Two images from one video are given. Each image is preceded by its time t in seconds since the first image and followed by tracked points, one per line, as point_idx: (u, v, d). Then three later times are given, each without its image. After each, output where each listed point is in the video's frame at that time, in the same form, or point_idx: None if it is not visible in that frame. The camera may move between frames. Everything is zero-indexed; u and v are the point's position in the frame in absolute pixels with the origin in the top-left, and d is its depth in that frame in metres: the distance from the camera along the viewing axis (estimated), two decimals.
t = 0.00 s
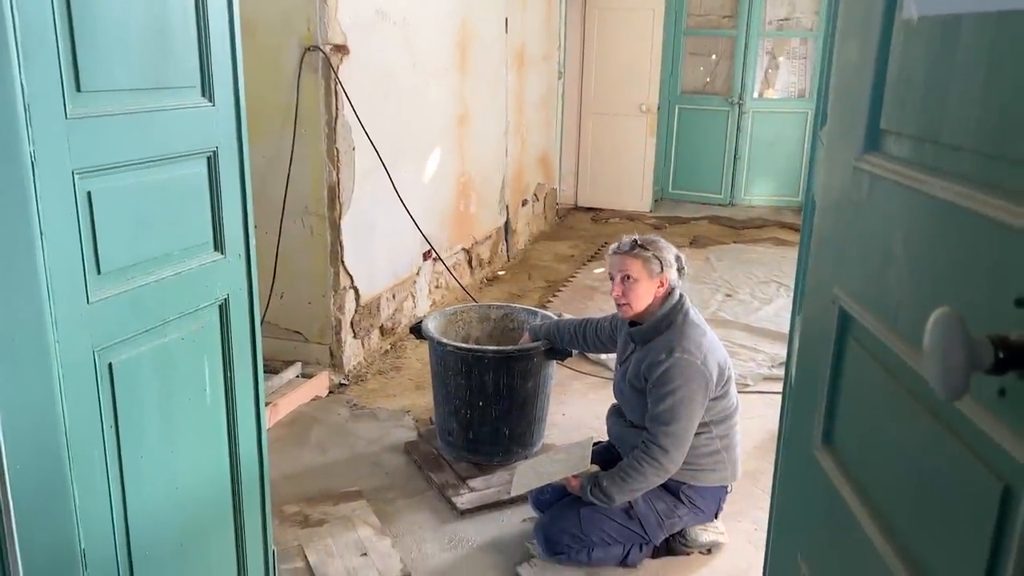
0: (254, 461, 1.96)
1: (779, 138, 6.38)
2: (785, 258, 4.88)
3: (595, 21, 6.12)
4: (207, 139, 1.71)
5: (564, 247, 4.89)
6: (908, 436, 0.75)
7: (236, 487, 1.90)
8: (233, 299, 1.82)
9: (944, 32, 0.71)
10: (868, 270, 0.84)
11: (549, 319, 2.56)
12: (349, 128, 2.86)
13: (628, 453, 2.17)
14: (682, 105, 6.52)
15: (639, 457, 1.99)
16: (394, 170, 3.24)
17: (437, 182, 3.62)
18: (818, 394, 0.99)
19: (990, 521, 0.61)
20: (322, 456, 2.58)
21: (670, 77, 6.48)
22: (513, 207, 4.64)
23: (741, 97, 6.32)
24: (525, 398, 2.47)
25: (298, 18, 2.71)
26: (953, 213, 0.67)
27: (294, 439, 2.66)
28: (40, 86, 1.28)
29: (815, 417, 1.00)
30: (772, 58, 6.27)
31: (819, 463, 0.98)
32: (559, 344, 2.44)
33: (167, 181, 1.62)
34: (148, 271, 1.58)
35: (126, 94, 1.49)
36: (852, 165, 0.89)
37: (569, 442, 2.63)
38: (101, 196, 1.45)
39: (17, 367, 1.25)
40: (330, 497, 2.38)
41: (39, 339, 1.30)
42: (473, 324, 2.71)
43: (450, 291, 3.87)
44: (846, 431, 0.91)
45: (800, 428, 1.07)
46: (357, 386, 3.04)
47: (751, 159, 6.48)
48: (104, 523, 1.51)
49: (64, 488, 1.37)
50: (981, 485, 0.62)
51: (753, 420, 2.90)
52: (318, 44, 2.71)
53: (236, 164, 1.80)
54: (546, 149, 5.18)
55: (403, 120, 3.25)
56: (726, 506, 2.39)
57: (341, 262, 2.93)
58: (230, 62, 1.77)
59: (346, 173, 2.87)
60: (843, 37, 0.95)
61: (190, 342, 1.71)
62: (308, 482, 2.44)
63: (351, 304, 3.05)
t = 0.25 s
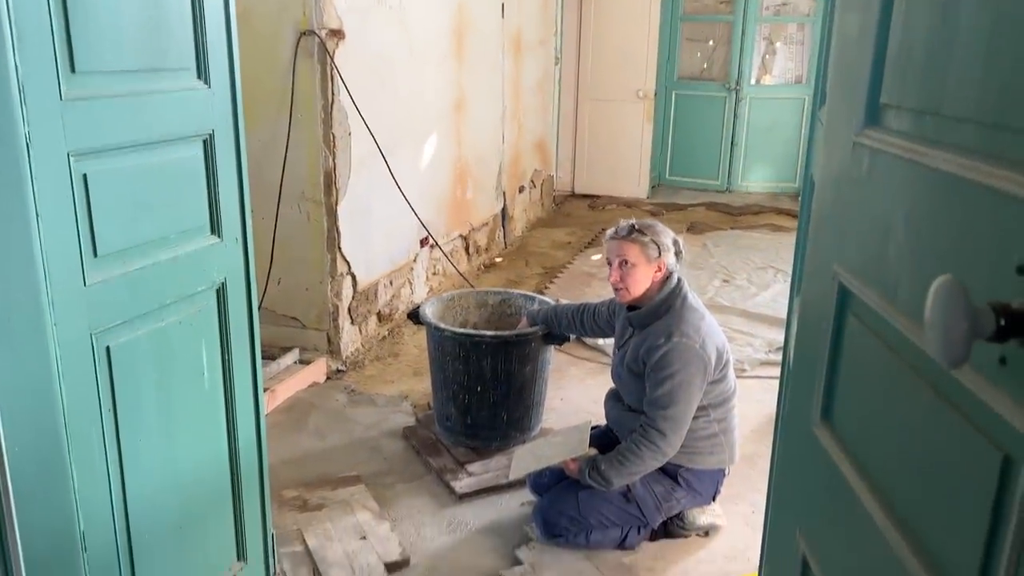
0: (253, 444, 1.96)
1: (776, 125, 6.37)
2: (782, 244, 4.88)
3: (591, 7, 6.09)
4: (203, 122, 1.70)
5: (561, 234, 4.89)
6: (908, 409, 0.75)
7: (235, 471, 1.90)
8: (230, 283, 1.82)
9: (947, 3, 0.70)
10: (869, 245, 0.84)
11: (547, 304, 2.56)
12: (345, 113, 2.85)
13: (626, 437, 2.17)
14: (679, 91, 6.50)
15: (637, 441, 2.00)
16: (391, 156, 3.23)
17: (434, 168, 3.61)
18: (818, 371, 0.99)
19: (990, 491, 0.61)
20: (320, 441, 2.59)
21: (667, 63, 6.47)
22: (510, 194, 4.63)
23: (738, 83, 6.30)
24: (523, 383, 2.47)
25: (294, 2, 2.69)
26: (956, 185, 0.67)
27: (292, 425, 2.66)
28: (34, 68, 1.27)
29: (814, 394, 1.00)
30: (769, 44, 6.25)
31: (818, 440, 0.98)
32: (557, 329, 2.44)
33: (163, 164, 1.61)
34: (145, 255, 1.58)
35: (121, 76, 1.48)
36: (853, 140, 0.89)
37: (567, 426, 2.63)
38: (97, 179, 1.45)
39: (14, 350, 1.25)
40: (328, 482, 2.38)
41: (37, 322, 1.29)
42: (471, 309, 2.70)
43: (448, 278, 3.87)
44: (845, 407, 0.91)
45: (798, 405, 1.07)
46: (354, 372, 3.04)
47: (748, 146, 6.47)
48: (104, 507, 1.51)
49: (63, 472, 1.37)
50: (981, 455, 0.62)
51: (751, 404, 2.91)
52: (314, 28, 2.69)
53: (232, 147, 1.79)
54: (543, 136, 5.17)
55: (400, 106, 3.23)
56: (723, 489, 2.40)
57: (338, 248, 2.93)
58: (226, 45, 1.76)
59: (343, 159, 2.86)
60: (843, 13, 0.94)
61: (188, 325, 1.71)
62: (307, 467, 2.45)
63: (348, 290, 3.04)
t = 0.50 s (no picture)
0: (253, 434, 1.96)
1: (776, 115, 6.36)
2: (782, 234, 4.88)
3: None
4: (201, 111, 1.69)
5: (560, 224, 4.89)
6: (909, 391, 0.75)
7: (236, 460, 1.90)
8: (229, 273, 1.81)
9: None
10: (870, 228, 0.84)
11: (546, 294, 2.56)
12: (343, 103, 2.84)
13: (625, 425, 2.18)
14: (678, 81, 6.49)
15: (636, 429, 2.00)
16: (389, 147, 3.22)
17: (432, 158, 3.60)
18: (819, 355, 1.00)
19: (992, 471, 0.61)
20: (320, 432, 2.59)
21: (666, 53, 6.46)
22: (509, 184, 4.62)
23: (737, 73, 6.29)
24: (522, 372, 2.47)
25: None
26: (957, 166, 0.67)
27: (292, 415, 2.67)
28: (32, 55, 1.27)
29: (815, 378, 1.01)
30: (768, 33, 6.24)
31: (818, 423, 0.99)
32: (556, 319, 2.44)
33: (162, 153, 1.60)
34: (144, 243, 1.57)
35: (119, 64, 1.47)
36: (854, 124, 0.88)
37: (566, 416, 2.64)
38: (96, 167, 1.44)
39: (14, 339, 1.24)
40: (329, 471, 2.39)
41: (37, 311, 1.29)
42: (470, 299, 2.70)
43: (447, 268, 3.87)
44: (846, 390, 0.92)
45: (799, 390, 1.07)
46: (354, 362, 3.04)
47: (747, 136, 6.46)
48: (105, 495, 1.52)
49: (64, 460, 1.37)
50: (982, 436, 0.63)
51: (750, 394, 2.91)
52: (312, 18, 2.68)
53: (230, 136, 1.79)
54: (542, 126, 5.16)
55: (398, 96, 3.23)
56: (723, 478, 2.41)
57: (337, 239, 2.92)
58: (224, 33, 1.75)
59: (341, 149, 2.85)
60: None
61: (187, 314, 1.70)
62: (307, 457, 2.45)
63: (347, 281, 3.04)
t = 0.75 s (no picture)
0: (255, 426, 1.97)
1: (776, 106, 6.35)
2: (782, 227, 4.88)
3: None
4: (201, 104, 1.69)
5: (560, 217, 4.89)
6: (909, 383, 0.76)
7: (238, 453, 1.91)
8: (230, 266, 1.82)
9: None
10: (870, 220, 0.84)
11: (546, 287, 2.56)
12: (343, 96, 2.84)
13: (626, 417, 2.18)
14: (678, 73, 6.48)
15: (636, 421, 2.01)
16: (389, 140, 3.22)
17: (432, 151, 3.60)
18: (819, 347, 1.00)
19: (990, 461, 0.62)
20: (321, 424, 2.60)
21: (666, 45, 6.45)
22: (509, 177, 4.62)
23: (737, 64, 6.27)
24: (523, 365, 2.48)
25: None
26: (957, 158, 0.67)
27: (293, 408, 2.67)
28: (31, 49, 1.27)
29: (815, 370, 1.01)
30: (769, 25, 6.22)
31: (819, 415, 0.99)
32: (557, 311, 2.45)
33: (162, 147, 1.60)
34: (145, 237, 1.57)
35: (119, 57, 1.47)
36: (854, 116, 0.89)
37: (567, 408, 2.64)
38: (96, 160, 1.44)
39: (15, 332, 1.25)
40: (330, 464, 2.40)
41: (39, 305, 1.29)
42: (471, 292, 2.71)
43: (447, 261, 3.87)
44: (846, 382, 0.92)
45: (799, 382, 1.07)
46: (355, 355, 3.05)
47: (747, 128, 6.45)
48: (107, 488, 1.52)
49: (68, 454, 1.38)
50: (981, 426, 0.63)
51: (750, 386, 2.92)
52: (311, 10, 2.68)
53: (230, 130, 1.79)
54: (542, 118, 5.15)
55: (397, 89, 3.22)
56: (723, 470, 2.41)
57: (337, 232, 2.92)
58: (224, 26, 1.75)
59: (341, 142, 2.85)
60: None
61: (188, 308, 1.71)
62: (308, 450, 2.46)
63: (348, 274, 3.04)
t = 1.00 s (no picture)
0: (257, 420, 1.98)
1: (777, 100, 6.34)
2: (783, 220, 4.88)
3: None
4: (202, 99, 1.69)
5: (561, 211, 4.89)
6: (908, 375, 0.76)
7: (240, 446, 1.91)
8: (232, 261, 1.82)
9: None
10: (869, 214, 0.84)
11: (547, 281, 2.56)
12: (344, 90, 2.84)
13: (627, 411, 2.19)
14: (679, 67, 6.47)
15: (638, 415, 2.01)
16: (390, 135, 3.22)
17: (433, 146, 3.60)
18: (818, 340, 1.00)
19: (989, 452, 0.62)
20: (322, 419, 2.60)
21: (667, 40, 6.46)
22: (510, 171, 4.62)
23: (738, 58, 6.27)
24: (524, 359, 2.48)
25: None
26: (957, 152, 0.67)
27: (295, 402, 2.68)
28: (32, 44, 1.27)
29: (814, 363, 1.01)
30: (770, 18, 6.21)
31: (818, 408, 0.99)
32: (558, 306, 2.45)
33: (162, 142, 1.61)
34: (146, 232, 1.58)
35: (119, 52, 1.47)
36: (853, 110, 0.89)
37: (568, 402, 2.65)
38: (97, 156, 1.45)
39: (19, 326, 1.25)
40: (332, 458, 2.40)
41: (41, 300, 1.30)
42: (472, 287, 2.71)
43: (449, 256, 3.88)
44: (845, 375, 0.92)
45: (799, 375, 1.08)
46: (356, 350, 3.05)
47: (748, 121, 6.45)
48: (111, 482, 1.53)
49: (71, 448, 1.38)
50: (979, 418, 0.63)
51: (751, 379, 2.92)
52: (312, 5, 2.68)
53: (231, 124, 1.79)
54: (543, 113, 5.15)
55: (398, 83, 3.22)
56: (724, 463, 2.42)
57: (338, 227, 2.92)
58: (224, 21, 1.75)
59: (342, 137, 2.85)
60: None
61: (190, 303, 1.71)
62: (310, 444, 2.47)
63: (349, 269, 3.05)
